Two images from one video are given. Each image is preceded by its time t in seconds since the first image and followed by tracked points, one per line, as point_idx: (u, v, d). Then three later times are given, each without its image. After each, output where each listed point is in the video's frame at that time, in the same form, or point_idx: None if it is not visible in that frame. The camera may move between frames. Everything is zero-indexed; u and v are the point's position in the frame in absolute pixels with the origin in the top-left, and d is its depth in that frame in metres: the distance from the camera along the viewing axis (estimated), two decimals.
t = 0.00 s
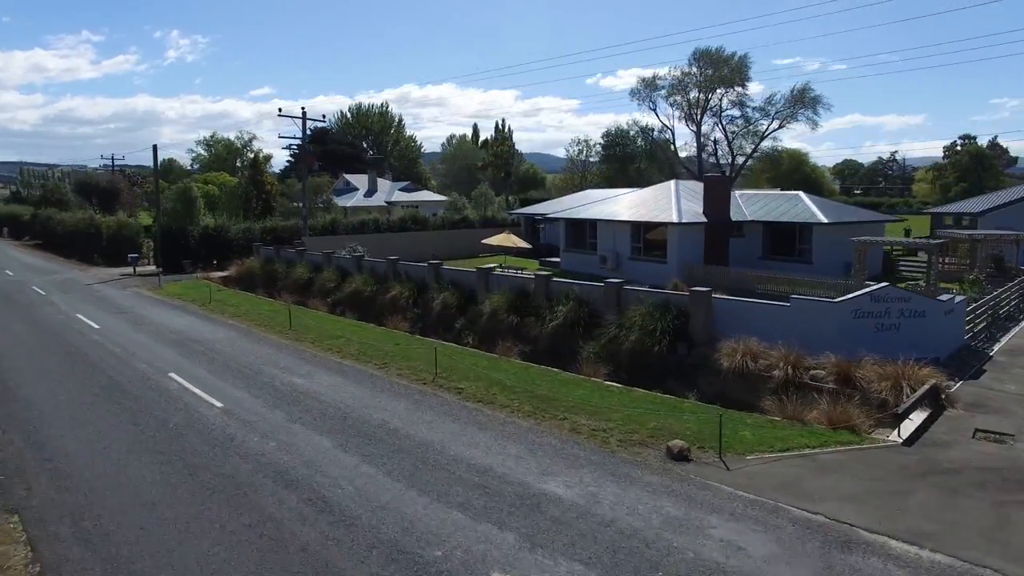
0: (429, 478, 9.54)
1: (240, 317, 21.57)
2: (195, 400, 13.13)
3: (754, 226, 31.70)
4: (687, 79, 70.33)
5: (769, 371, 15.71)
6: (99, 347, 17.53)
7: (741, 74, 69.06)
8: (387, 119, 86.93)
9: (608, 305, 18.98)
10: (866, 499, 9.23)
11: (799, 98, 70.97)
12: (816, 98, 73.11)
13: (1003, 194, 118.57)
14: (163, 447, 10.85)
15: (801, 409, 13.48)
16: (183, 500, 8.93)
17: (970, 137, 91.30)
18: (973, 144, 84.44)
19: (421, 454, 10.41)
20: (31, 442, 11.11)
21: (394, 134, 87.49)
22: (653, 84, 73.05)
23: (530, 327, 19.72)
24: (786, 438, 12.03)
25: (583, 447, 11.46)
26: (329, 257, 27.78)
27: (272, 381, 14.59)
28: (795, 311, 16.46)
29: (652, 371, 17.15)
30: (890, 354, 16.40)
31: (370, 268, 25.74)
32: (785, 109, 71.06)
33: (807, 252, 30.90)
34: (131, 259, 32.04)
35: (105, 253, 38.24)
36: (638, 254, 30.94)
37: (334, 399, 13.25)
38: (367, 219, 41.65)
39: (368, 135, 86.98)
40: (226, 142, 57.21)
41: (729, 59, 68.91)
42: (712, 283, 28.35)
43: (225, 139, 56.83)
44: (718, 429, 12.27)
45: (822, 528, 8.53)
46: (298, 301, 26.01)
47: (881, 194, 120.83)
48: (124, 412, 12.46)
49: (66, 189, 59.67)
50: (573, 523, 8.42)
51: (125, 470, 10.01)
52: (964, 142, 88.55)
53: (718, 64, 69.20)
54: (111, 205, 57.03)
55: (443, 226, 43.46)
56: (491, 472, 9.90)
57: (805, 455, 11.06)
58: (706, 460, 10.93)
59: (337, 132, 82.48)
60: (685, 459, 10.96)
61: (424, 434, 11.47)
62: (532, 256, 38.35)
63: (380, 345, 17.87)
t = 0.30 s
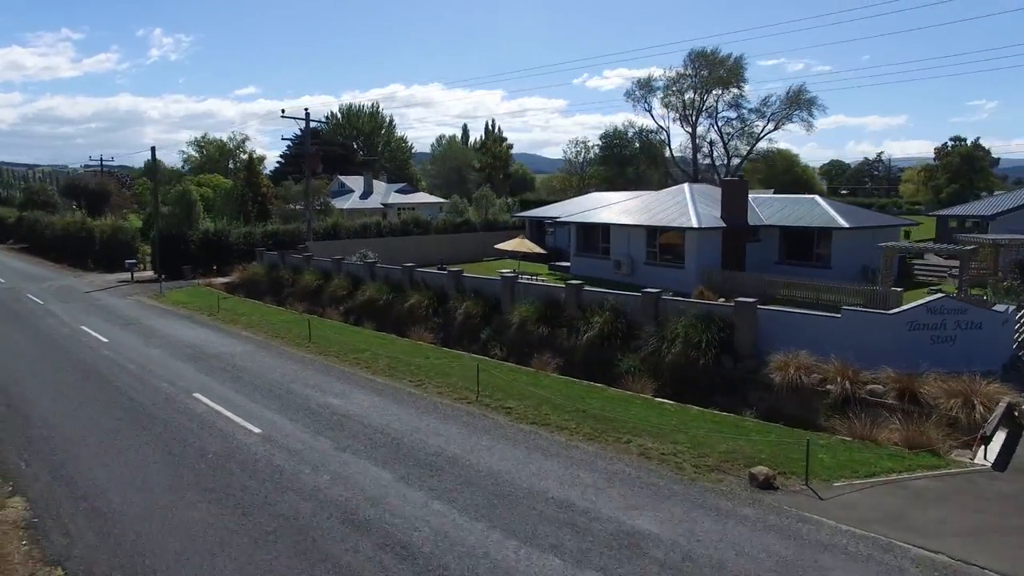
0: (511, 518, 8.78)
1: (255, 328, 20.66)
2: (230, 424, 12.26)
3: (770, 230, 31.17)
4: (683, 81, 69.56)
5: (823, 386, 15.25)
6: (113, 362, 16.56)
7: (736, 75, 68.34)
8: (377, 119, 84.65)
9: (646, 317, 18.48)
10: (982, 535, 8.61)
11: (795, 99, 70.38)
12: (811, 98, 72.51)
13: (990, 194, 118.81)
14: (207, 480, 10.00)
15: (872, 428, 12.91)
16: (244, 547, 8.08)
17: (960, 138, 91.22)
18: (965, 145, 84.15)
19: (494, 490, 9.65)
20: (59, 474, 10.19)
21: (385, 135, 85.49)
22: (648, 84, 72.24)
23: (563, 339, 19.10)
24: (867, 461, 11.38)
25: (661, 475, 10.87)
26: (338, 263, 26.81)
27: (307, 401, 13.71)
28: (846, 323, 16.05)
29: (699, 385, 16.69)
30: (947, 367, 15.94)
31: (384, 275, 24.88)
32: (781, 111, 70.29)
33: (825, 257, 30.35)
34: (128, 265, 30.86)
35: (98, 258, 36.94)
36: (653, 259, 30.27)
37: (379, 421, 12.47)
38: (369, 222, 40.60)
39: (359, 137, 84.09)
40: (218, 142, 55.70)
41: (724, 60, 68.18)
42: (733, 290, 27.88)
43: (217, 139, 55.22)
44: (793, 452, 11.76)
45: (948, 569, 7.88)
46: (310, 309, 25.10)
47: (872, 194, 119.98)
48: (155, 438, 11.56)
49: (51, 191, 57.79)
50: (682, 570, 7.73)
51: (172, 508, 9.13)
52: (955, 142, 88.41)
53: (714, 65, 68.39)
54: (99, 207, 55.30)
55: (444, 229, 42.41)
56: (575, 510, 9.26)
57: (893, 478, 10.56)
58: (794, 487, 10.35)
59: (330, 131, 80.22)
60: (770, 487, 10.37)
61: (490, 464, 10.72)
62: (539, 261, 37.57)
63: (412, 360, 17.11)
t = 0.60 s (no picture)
0: (610, 562, 8.12)
1: (272, 339, 19.82)
2: (271, 451, 11.43)
3: (784, 234, 30.71)
4: (676, 82, 68.84)
5: (880, 400, 14.82)
6: (128, 378, 15.62)
7: (730, 76, 67.70)
8: (365, 119, 82.78)
9: (686, 329, 18.10)
10: None
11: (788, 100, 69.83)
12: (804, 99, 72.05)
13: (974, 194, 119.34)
14: (261, 516, 9.18)
15: (947, 446, 12.46)
16: None
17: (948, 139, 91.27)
18: (953, 146, 84.04)
19: (578, 530, 8.97)
20: (97, 512, 9.32)
21: (373, 135, 83.87)
22: (640, 84, 71.38)
23: (600, 352, 18.60)
24: (956, 483, 10.79)
25: (745, 505, 10.27)
26: (347, 270, 25.89)
27: (348, 423, 12.91)
28: (899, 335, 15.66)
29: (745, 399, 16.26)
30: (1005, 380, 15.50)
31: (398, 282, 24.05)
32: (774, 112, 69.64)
33: (841, 261, 29.94)
34: (125, 271, 29.72)
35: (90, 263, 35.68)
36: (667, 263, 29.75)
37: (431, 446, 11.72)
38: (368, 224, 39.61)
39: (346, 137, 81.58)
40: (207, 143, 54.19)
41: (718, 61, 67.49)
42: (751, 295, 27.49)
43: (207, 140, 53.88)
44: (874, 476, 11.21)
45: None
46: (320, 317, 24.21)
47: (858, 193, 119.95)
48: (194, 469, 10.72)
49: (33, 193, 55.97)
50: None
51: (231, 552, 8.32)
52: (943, 143, 88.47)
53: (708, 66, 67.68)
54: (84, 210, 53.58)
55: (444, 232, 41.48)
56: (670, 548, 8.62)
57: (991, 504, 9.99)
58: (889, 515, 9.74)
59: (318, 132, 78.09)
60: (865, 515, 9.80)
61: (565, 497, 10.03)
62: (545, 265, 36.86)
63: (446, 376, 16.42)
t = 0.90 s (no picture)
0: None
1: (291, 351, 18.99)
2: (323, 481, 10.63)
3: (797, 239, 30.33)
4: (667, 84, 67.90)
5: (938, 414, 14.40)
6: (146, 396, 14.68)
7: (721, 79, 66.76)
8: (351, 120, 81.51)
9: (726, 340, 17.75)
10: None
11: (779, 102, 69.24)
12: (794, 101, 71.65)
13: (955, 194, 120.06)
14: (331, 558, 8.40)
15: None
16: None
17: (932, 141, 91.47)
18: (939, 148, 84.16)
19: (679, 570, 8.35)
20: (148, 556, 8.48)
21: (360, 136, 82.53)
22: (630, 86, 70.51)
23: (637, 364, 18.19)
24: None
25: (839, 534, 9.72)
26: (358, 276, 24.94)
27: (395, 446, 12.15)
28: (953, 347, 15.37)
29: (794, 413, 15.86)
30: None
31: (413, 290, 23.25)
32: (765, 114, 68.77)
33: (856, 266, 29.65)
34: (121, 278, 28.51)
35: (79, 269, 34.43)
36: (681, 269, 29.23)
37: (492, 472, 11.05)
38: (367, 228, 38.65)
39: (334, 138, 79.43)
40: (195, 144, 52.79)
41: (709, 62, 66.54)
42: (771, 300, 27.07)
43: (195, 141, 52.53)
44: (963, 499, 10.73)
45: None
46: (332, 327, 23.40)
47: (842, 194, 119.96)
48: (243, 502, 9.88)
49: (11, 195, 54.09)
50: None
51: None
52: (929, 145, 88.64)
53: (698, 68, 66.66)
54: (68, 213, 52.01)
55: (444, 235, 40.58)
56: None
57: None
58: (997, 545, 9.23)
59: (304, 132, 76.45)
60: (972, 546, 9.22)
61: (652, 531, 9.43)
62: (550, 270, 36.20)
63: (484, 392, 15.77)
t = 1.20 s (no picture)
0: None
1: (310, 363, 18.22)
2: (381, 514, 9.88)
3: (807, 243, 30.02)
4: (654, 86, 67.00)
5: (994, 427, 13.97)
6: (165, 418, 13.75)
7: (708, 82, 65.74)
8: (333, 120, 80.08)
9: (764, 351, 17.37)
10: None
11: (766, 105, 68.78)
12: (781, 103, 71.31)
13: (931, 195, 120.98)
14: None
15: None
16: None
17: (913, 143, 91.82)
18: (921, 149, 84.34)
19: None
20: None
21: (342, 137, 81.13)
22: (617, 87, 69.67)
23: (671, 376, 17.73)
24: None
25: (940, 563, 9.23)
26: (365, 284, 24.04)
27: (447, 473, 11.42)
28: (1004, 357, 14.98)
29: (841, 426, 15.48)
30: None
31: (426, 297, 22.48)
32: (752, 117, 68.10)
33: (867, 270, 29.39)
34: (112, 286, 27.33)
35: (65, 274, 33.24)
36: (691, 274, 28.78)
37: (560, 502, 10.40)
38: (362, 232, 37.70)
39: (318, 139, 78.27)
40: (179, 145, 51.58)
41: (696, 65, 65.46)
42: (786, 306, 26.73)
43: (179, 142, 51.30)
44: None
45: None
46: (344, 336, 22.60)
47: (820, 194, 120.41)
48: (299, 541, 9.08)
49: None
50: None
51: None
52: (910, 147, 88.90)
53: (685, 70, 65.54)
54: (47, 215, 50.29)
55: (440, 240, 39.75)
56: None
57: None
58: None
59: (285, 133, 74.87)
60: None
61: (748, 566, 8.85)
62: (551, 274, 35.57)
63: (524, 408, 15.24)
